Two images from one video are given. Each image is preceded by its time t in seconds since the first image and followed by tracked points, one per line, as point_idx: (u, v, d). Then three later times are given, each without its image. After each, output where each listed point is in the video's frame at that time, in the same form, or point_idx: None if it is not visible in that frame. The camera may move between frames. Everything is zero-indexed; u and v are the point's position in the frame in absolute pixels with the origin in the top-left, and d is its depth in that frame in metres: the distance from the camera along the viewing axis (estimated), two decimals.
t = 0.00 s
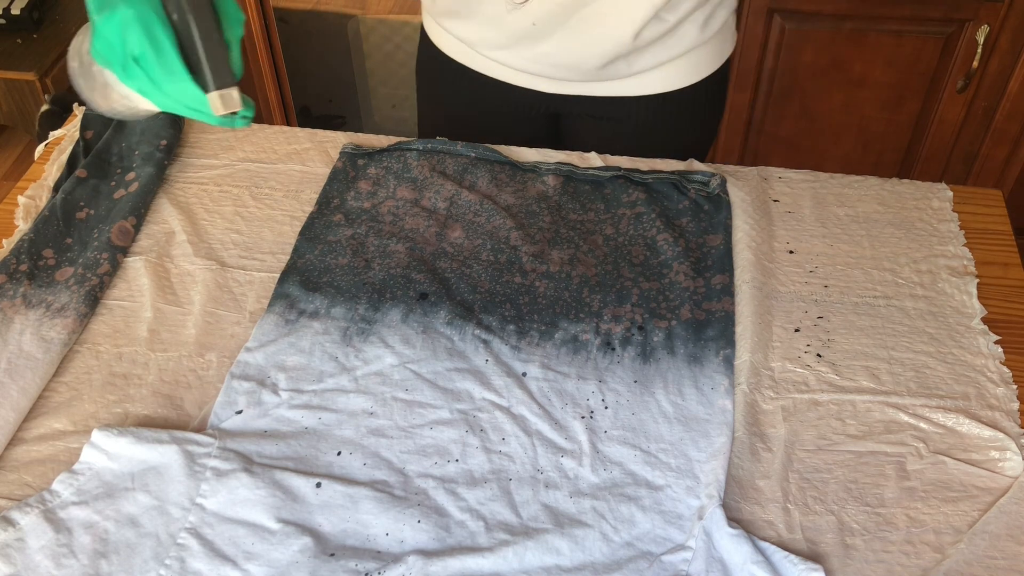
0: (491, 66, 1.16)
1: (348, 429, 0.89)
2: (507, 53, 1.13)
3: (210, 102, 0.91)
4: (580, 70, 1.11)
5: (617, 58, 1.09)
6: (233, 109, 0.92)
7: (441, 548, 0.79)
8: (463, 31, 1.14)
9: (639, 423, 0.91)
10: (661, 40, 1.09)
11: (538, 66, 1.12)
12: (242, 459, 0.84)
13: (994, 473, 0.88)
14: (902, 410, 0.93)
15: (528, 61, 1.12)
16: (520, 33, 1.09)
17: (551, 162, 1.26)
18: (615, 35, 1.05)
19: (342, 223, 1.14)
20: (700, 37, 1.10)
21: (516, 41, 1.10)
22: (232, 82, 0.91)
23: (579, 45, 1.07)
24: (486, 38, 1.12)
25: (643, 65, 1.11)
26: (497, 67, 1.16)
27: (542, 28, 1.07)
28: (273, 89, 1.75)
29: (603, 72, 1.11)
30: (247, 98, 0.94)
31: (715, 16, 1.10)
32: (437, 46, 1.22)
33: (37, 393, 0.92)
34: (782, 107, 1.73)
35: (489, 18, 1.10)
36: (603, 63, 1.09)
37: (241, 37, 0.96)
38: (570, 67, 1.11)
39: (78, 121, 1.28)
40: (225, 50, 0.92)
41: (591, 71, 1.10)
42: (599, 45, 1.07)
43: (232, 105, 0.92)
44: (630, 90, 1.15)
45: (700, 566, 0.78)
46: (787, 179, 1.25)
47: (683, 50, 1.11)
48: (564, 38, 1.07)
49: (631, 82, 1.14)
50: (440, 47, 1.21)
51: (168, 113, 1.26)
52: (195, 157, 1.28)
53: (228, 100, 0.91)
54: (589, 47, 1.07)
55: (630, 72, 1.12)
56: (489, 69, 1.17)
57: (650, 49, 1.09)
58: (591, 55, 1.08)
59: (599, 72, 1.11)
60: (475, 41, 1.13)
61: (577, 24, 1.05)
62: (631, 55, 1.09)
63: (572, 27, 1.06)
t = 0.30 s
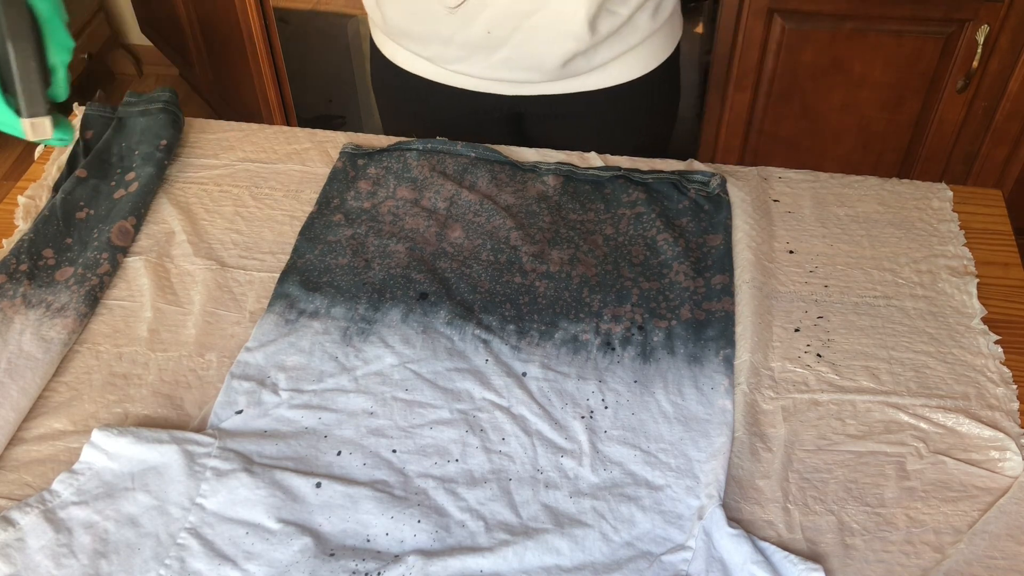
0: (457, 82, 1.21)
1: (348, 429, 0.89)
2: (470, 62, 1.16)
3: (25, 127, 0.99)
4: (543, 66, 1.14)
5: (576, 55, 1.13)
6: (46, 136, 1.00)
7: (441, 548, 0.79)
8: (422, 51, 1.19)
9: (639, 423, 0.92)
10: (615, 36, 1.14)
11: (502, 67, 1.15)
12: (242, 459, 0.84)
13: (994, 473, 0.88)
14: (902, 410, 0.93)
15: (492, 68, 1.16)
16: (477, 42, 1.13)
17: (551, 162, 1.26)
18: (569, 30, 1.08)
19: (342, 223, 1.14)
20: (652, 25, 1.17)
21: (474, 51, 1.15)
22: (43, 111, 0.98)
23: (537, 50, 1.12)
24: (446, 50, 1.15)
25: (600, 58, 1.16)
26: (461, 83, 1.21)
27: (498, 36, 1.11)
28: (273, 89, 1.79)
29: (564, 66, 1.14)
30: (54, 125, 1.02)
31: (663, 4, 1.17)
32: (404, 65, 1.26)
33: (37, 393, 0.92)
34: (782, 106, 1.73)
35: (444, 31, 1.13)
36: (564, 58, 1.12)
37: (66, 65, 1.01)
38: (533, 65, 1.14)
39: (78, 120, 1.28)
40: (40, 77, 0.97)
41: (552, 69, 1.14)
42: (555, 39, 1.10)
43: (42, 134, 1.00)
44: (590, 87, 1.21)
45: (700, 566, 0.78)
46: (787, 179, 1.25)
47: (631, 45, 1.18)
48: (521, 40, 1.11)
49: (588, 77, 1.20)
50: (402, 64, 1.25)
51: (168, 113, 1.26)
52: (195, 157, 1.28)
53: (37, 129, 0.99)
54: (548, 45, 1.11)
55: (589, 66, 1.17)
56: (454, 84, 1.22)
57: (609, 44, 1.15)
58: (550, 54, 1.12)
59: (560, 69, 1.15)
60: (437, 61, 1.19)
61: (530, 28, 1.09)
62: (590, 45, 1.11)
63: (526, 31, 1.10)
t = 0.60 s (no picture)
0: (442, 83, 1.21)
1: (348, 429, 0.89)
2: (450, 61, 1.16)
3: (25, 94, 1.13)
4: (525, 60, 1.14)
5: (557, 46, 1.13)
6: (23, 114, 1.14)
7: (441, 548, 0.79)
8: (403, 55, 1.19)
9: (639, 424, 0.91)
10: (595, 26, 1.14)
11: (483, 64, 1.15)
12: (242, 459, 0.84)
13: (994, 473, 0.88)
14: (902, 410, 0.93)
15: (474, 66, 1.16)
16: (457, 42, 1.13)
17: (551, 162, 1.26)
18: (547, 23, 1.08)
19: (341, 223, 1.14)
20: (630, 16, 1.17)
21: (454, 51, 1.14)
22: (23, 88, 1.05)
23: (517, 44, 1.11)
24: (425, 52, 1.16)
25: (581, 50, 1.16)
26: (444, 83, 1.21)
27: (476, 33, 1.11)
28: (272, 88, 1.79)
29: (544, 60, 1.14)
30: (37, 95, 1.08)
31: None
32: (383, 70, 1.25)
33: (37, 393, 0.92)
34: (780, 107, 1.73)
35: (422, 33, 1.13)
36: (545, 49, 1.11)
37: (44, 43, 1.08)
38: (516, 59, 1.14)
39: (78, 120, 1.28)
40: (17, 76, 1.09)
41: (535, 62, 1.14)
42: (534, 32, 1.09)
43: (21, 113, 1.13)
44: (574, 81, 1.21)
45: (700, 566, 0.78)
46: (787, 179, 1.25)
47: (612, 37, 1.17)
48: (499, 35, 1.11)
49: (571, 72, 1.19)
50: (383, 68, 1.24)
51: (168, 113, 1.26)
52: (195, 157, 1.28)
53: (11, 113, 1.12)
54: (527, 38, 1.10)
55: (571, 59, 1.16)
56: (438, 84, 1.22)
57: (589, 35, 1.15)
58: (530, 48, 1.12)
59: (542, 63, 1.15)
60: (419, 61, 1.18)
61: (508, 24, 1.09)
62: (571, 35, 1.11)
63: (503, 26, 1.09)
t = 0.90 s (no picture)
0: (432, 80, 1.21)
1: (348, 429, 0.89)
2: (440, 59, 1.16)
3: (132, 46, 1.12)
4: (515, 57, 1.14)
5: (546, 42, 1.13)
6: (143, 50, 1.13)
7: (441, 548, 0.79)
8: (394, 53, 1.19)
9: (639, 424, 0.92)
10: (584, 23, 1.14)
11: (473, 62, 1.15)
12: (242, 459, 0.84)
13: (994, 473, 0.88)
14: (902, 410, 0.93)
15: (465, 64, 1.16)
16: (447, 39, 1.13)
17: (551, 162, 1.26)
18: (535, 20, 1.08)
19: (342, 222, 1.14)
20: (619, 13, 1.17)
21: (444, 49, 1.14)
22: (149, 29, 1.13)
23: (506, 41, 1.11)
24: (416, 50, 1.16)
25: (571, 47, 1.16)
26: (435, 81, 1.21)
27: (465, 30, 1.11)
28: (272, 88, 1.79)
29: (534, 56, 1.14)
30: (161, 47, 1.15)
31: None
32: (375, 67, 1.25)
33: (37, 393, 0.92)
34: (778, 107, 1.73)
35: (411, 30, 1.13)
36: (534, 45, 1.12)
37: None
38: (505, 57, 1.14)
39: (78, 120, 1.28)
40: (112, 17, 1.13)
41: (525, 59, 1.14)
42: (523, 29, 1.10)
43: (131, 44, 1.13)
44: (565, 78, 1.21)
45: (700, 566, 0.78)
46: (787, 179, 1.25)
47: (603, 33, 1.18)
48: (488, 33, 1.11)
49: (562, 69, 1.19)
50: (374, 66, 1.25)
51: (168, 113, 1.26)
52: (196, 157, 1.28)
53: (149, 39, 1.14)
54: (516, 35, 1.10)
55: (561, 56, 1.16)
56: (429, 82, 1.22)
57: (578, 31, 1.15)
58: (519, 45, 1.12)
59: (532, 60, 1.15)
60: (410, 59, 1.18)
61: (497, 21, 1.09)
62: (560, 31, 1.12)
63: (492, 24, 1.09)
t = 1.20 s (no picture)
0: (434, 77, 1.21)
1: (348, 429, 0.89)
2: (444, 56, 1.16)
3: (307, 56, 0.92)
4: (518, 54, 1.14)
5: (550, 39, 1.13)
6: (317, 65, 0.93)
7: (441, 548, 0.79)
8: (397, 50, 1.19)
9: (639, 424, 0.91)
10: (586, 20, 1.14)
11: (476, 59, 1.15)
12: (242, 459, 0.84)
13: (994, 473, 0.88)
14: (902, 410, 0.93)
15: (468, 61, 1.16)
16: (450, 37, 1.13)
17: (551, 162, 1.26)
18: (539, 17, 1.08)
19: (342, 222, 1.14)
20: (621, 10, 1.17)
21: (447, 46, 1.14)
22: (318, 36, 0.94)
23: (508, 40, 1.12)
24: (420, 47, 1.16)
25: (574, 43, 1.16)
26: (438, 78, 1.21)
27: (470, 28, 1.11)
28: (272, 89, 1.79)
29: (537, 53, 1.14)
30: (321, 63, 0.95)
31: None
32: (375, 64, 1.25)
33: (37, 393, 0.92)
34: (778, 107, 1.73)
35: (415, 27, 1.13)
36: (538, 43, 1.12)
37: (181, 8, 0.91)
38: (509, 55, 1.14)
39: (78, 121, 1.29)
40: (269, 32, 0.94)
41: (528, 56, 1.14)
42: (527, 26, 1.10)
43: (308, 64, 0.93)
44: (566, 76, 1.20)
45: (700, 566, 0.78)
46: (787, 179, 1.25)
47: (605, 30, 1.17)
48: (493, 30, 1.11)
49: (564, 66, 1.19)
50: (374, 63, 1.25)
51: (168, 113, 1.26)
52: (196, 157, 1.28)
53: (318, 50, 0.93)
54: (520, 33, 1.10)
55: (564, 53, 1.16)
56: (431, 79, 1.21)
57: (581, 28, 1.15)
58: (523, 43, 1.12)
59: (535, 57, 1.15)
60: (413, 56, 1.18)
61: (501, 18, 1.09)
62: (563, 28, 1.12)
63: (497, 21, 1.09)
